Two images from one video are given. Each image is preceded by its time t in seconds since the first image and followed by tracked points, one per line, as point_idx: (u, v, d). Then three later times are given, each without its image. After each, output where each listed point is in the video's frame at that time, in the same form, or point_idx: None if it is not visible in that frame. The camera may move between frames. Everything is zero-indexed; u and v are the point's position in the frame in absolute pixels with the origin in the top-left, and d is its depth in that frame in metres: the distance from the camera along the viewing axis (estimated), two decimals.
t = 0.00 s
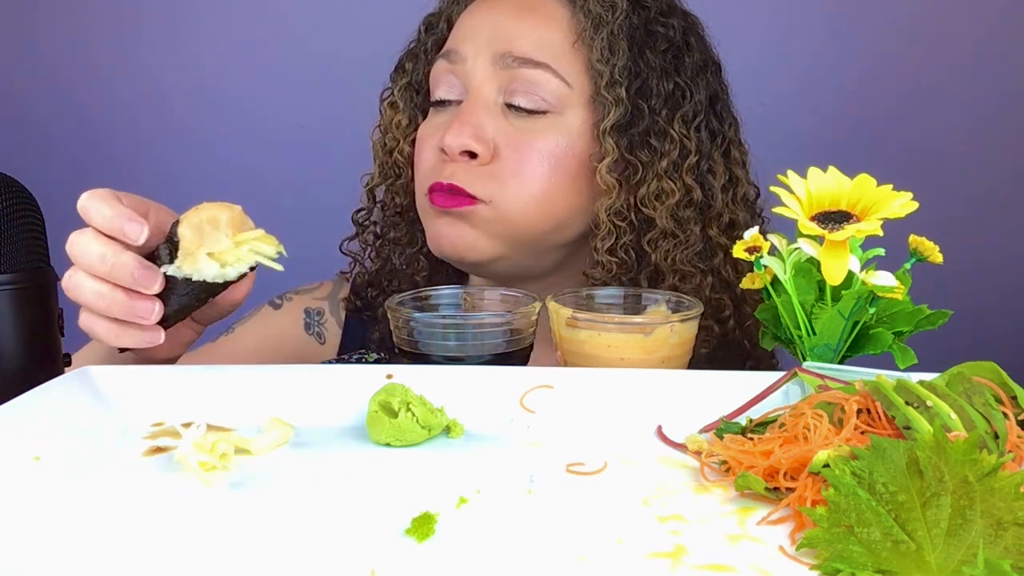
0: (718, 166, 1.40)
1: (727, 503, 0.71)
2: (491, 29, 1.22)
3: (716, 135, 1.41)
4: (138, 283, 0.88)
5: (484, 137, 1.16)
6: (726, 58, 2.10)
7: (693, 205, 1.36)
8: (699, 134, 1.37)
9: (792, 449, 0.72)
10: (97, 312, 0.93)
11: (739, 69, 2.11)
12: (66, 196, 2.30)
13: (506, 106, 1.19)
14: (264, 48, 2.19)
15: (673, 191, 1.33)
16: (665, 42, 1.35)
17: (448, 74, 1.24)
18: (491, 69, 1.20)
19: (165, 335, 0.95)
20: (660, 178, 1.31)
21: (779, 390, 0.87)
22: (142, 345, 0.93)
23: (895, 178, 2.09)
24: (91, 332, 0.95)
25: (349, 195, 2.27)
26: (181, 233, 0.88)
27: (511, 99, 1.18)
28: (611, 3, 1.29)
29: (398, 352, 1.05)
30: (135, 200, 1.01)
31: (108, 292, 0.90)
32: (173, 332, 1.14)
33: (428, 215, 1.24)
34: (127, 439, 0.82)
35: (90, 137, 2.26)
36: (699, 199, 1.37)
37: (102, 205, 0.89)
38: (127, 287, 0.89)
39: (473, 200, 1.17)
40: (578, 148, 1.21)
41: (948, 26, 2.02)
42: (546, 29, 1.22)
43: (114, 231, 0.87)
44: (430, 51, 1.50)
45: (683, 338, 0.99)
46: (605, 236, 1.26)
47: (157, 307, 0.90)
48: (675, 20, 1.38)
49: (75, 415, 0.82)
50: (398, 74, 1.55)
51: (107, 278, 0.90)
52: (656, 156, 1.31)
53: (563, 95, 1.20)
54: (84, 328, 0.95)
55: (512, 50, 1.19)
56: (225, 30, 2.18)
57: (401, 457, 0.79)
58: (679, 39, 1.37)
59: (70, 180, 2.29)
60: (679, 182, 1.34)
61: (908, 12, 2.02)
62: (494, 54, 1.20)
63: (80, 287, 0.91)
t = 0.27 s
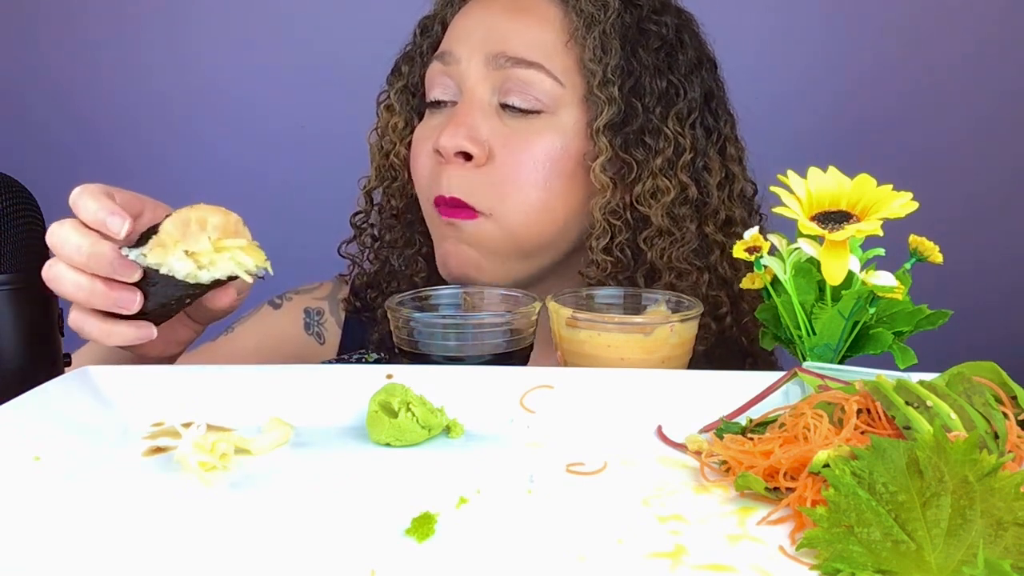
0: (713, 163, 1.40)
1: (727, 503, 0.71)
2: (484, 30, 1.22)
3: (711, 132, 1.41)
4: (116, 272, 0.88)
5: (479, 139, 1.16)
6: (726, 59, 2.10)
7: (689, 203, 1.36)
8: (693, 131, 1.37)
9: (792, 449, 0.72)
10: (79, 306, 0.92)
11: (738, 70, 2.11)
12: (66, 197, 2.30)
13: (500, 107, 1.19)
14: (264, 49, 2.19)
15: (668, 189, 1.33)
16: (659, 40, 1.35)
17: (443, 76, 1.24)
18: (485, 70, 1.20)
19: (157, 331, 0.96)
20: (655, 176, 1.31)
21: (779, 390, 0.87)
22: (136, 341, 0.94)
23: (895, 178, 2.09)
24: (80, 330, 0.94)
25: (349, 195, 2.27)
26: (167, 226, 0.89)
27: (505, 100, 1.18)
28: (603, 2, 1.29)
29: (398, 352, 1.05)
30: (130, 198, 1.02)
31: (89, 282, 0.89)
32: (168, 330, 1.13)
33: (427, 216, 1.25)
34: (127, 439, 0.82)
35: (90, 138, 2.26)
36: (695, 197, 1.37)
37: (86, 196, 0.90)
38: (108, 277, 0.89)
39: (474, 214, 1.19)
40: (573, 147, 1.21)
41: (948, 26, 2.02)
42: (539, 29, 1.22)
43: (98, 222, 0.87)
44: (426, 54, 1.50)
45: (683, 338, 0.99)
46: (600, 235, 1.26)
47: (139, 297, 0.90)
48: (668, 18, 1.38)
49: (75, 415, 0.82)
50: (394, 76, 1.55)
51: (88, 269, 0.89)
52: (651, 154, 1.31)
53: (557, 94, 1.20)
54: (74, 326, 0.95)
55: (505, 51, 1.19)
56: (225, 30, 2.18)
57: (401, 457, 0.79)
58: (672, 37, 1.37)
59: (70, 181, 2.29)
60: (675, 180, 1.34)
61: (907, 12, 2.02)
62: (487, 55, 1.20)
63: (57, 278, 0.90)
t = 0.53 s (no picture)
0: (712, 161, 1.40)
1: (727, 503, 0.71)
2: (483, 30, 1.22)
3: (710, 130, 1.41)
4: (110, 271, 0.88)
5: (478, 139, 1.16)
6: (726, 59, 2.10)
7: (688, 201, 1.36)
8: (692, 129, 1.37)
9: (792, 449, 0.72)
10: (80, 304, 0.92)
11: (738, 70, 2.11)
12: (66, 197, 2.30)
13: (499, 107, 1.19)
14: (264, 49, 2.19)
15: (667, 187, 1.33)
16: (657, 39, 1.35)
17: (441, 77, 1.24)
18: (484, 71, 1.20)
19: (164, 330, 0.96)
20: (654, 175, 1.32)
21: (779, 390, 0.87)
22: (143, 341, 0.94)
23: (895, 177, 2.09)
24: (88, 331, 0.94)
25: (348, 195, 2.27)
26: (167, 229, 0.90)
27: (504, 100, 1.18)
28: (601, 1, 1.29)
29: (398, 352, 1.05)
30: (128, 198, 1.01)
31: (84, 282, 0.89)
32: (170, 330, 1.13)
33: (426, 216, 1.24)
34: (127, 439, 0.82)
35: (90, 138, 2.26)
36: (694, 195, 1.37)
37: (83, 196, 0.90)
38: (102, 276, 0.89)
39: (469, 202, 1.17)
40: (572, 146, 1.21)
41: (947, 25, 2.02)
42: (537, 29, 1.22)
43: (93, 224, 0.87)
44: (424, 56, 1.50)
45: (683, 338, 0.99)
46: (598, 234, 1.26)
47: (134, 295, 0.91)
48: (666, 17, 1.39)
49: (75, 415, 0.82)
50: (392, 78, 1.55)
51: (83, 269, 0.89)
52: (649, 153, 1.31)
53: (556, 94, 1.20)
54: (81, 328, 0.94)
55: (504, 51, 1.19)
56: (224, 30, 2.18)
57: (401, 457, 0.79)
58: (670, 36, 1.37)
59: (70, 181, 2.29)
60: (673, 178, 1.34)
61: (908, 12, 2.02)
62: (486, 55, 1.20)
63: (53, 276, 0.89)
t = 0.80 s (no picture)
0: (712, 160, 1.40)
1: (727, 503, 0.71)
2: (483, 30, 1.22)
3: (710, 130, 1.41)
4: (110, 271, 0.88)
5: (479, 139, 1.16)
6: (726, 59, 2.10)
7: (688, 199, 1.36)
8: (692, 128, 1.37)
9: (792, 449, 0.72)
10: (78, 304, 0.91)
11: (738, 70, 2.11)
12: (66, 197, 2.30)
13: (500, 107, 1.19)
14: (264, 49, 2.19)
15: (667, 186, 1.33)
16: (657, 38, 1.35)
17: (442, 77, 1.24)
18: (484, 70, 1.20)
19: (164, 331, 0.97)
20: (654, 174, 1.32)
21: (779, 390, 0.87)
22: (144, 342, 0.94)
23: (894, 178, 2.09)
24: (89, 333, 0.94)
25: (348, 195, 2.27)
26: (167, 234, 0.89)
27: (505, 100, 1.18)
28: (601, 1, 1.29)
29: (398, 353, 1.05)
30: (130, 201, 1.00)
31: (83, 283, 0.89)
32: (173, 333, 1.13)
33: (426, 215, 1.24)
34: (127, 440, 0.82)
35: (90, 139, 2.27)
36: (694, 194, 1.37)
37: (86, 199, 0.90)
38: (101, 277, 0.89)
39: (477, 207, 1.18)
40: (573, 145, 1.21)
41: (947, 26, 2.02)
42: (537, 29, 1.22)
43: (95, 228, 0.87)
44: (425, 56, 1.50)
45: (683, 338, 0.99)
46: (598, 233, 1.26)
47: (133, 296, 0.90)
48: (666, 16, 1.39)
49: (75, 415, 0.82)
50: (393, 78, 1.55)
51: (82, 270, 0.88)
52: (650, 152, 1.31)
53: (556, 93, 1.21)
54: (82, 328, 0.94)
55: (504, 51, 1.19)
56: (224, 30, 2.18)
57: (401, 457, 0.79)
58: (670, 35, 1.37)
59: (70, 181, 2.30)
60: (673, 177, 1.34)
61: (907, 12, 2.02)
62: (486, 55, 1.20)
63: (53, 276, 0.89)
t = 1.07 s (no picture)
0: (712, 160, 1.40)
1: (727, 503, 0.71)
2: (485, 29, 1.22)
3: (710, 130, 1.41)
4: (116, 269, 0.88)
5: (481, 138, 1.16)
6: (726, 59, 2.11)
7: (689, 199, 1.36)
8: (693, 129, 1.37)
9: (793, 449, 0.72)
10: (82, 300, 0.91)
11: (738, 70, 2.11)
12: (66, 196, 2.30)
13: (502, 106, 1.19)
14: (264, 48, 2.19)
15: (668, 186, 1.33)
16: (658, 39, 1.35)
17: (444, 77, 1.24)
18: (486, 70, 1.20)
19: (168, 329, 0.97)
20: (655, 173, 1.31)
21: (779, 390, 0.87)
22: (148, 339, 0.94)
23: (894, 177, 2.09)
24: (92, 329, 0.94)
25: (348, 195, 2.27)
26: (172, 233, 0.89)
27: (507, 100, 1.18)
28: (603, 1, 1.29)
29: (398, 352, 1.05)
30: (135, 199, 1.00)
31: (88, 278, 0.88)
32: (175, 332, 1.12)
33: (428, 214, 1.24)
34: (127, 439, 0.82)
35: (91, 139, 2.26)
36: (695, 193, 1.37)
37: (91, 195, 0.90)
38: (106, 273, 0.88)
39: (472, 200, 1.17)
40: (574, 145, 1.21)
41: (947, 25, 2.02)
42: (539, 29, 1.22)
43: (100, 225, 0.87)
44: (426, 56, 1.50)
45: (683, 338, 0.99)
46: (600, 233, 1.25)
47: (138, 292, 0.91)
48: (667, 17, 1.39)
49: (75, 415, 0.82)
50: (394, 78, 1.55)
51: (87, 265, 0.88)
52: (651, 151, 1.31)
53: (558, 93, 1.21)
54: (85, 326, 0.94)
55: (506, 51, 1.19)
56: (225, 30, 2.18)
57: (401, 457, 0.79)
58: (671, 36, 1.37)
59: (70, 181, 2.30)
60: (674, 177, 1.34)
61: (907, 12, 2.02)
62: (488, 54, 1.20)
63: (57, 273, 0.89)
